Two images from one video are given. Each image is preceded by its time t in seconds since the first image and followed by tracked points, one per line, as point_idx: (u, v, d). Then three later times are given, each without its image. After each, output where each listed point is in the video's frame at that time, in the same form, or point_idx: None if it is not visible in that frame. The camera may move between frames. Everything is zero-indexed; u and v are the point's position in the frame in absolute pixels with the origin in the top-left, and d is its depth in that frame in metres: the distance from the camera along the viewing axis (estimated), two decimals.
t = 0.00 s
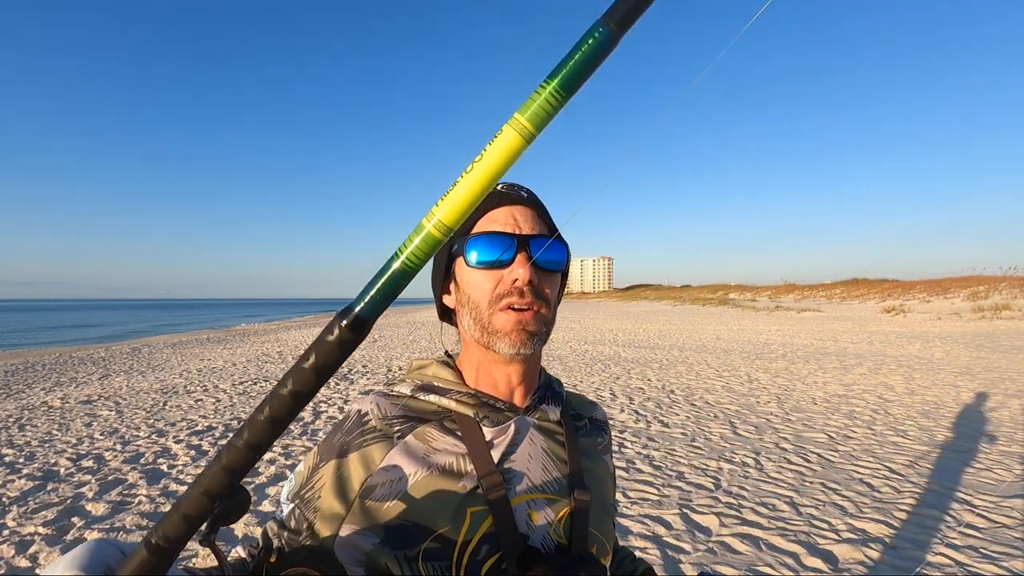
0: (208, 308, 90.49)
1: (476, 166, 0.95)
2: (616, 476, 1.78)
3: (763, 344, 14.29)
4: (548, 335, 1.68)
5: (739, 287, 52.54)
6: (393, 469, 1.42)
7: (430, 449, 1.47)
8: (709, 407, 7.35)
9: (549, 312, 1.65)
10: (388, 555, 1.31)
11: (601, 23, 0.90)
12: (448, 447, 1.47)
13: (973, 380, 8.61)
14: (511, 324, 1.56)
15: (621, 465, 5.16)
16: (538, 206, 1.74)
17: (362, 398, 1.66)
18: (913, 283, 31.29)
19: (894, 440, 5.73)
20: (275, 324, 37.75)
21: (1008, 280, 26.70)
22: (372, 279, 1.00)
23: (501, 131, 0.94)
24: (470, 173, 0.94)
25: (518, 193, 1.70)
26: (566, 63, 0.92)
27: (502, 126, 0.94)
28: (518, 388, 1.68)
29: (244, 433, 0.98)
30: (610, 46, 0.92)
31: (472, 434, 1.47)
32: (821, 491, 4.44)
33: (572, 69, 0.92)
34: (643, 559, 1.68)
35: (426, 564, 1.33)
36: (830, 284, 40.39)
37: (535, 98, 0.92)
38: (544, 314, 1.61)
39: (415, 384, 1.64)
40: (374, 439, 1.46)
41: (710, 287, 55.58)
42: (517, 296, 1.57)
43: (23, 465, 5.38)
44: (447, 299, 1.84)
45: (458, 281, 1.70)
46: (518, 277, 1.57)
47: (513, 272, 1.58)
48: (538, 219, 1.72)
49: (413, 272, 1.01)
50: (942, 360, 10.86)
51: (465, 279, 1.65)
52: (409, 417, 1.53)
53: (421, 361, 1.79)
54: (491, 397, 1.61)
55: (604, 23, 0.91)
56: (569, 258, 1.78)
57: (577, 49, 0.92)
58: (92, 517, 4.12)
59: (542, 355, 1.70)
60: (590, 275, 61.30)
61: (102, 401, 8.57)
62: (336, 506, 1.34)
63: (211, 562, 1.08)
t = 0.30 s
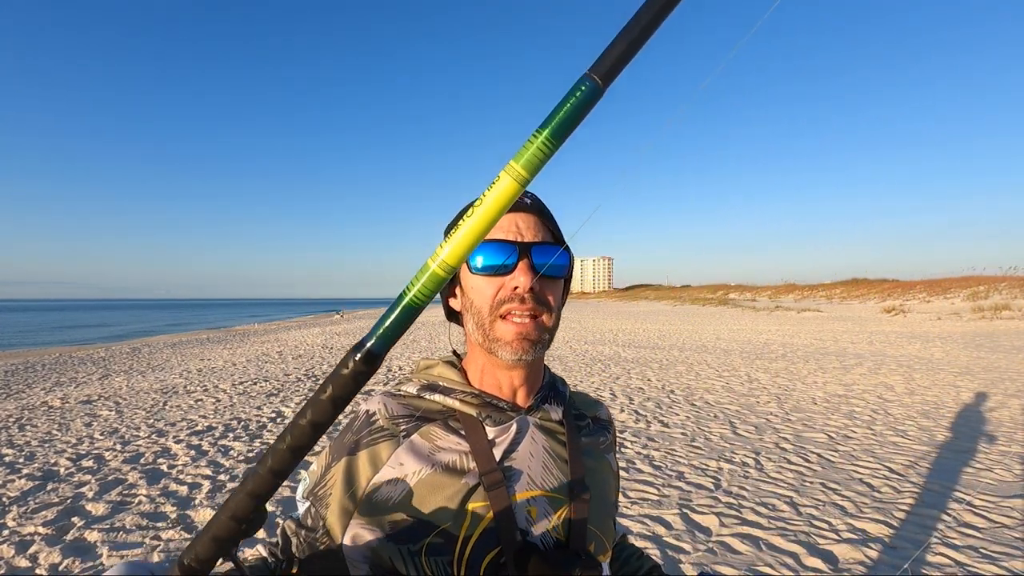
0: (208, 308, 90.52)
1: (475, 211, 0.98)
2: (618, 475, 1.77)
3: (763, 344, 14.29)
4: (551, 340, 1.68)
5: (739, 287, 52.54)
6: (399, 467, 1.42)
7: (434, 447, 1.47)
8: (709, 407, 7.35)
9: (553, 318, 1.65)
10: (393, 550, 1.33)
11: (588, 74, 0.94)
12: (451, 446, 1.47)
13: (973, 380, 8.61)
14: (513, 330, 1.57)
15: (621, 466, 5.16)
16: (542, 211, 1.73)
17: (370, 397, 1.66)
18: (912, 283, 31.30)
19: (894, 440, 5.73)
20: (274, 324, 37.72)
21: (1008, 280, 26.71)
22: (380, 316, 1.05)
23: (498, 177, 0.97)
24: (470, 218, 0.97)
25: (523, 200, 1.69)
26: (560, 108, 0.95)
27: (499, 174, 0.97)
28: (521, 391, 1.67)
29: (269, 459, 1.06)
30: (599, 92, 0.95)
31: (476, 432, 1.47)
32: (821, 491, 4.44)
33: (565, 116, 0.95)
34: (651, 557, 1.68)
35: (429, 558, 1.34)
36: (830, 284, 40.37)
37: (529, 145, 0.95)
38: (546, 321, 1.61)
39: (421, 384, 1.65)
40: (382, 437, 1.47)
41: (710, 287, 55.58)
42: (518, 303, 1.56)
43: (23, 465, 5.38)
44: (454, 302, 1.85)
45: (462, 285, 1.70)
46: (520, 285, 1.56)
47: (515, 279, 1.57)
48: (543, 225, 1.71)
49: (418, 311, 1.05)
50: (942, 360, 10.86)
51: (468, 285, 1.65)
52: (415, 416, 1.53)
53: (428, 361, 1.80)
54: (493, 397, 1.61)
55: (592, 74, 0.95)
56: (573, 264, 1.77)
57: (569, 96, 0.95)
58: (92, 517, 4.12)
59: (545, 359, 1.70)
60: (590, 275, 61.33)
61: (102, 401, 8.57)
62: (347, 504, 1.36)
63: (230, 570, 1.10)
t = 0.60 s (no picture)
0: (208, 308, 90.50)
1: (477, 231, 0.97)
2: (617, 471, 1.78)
3: (763, 344, 14.28)
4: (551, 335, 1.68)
5: (739, 288, 52.58)
6: (404, 467, 1.42)
7: (440, 447, 1.47)
8: (709, 407, 7.36)
9: (550, 313, 1.65)
10: (400, 552, 1.32)
11: (595, 89, 0.93)
12: (456, 445, 1.48)
13: (973, 380, 8.61)
14: (512, 326, 1.57)
15: (621, 465, 5.17)
16: (536, 209, 1.73)
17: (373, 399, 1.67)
18: (913, 283, 31.31)
19: (894, 440, 5.73)
20: (274, 323, 37.72)
21: (1008, 280, 26.71)
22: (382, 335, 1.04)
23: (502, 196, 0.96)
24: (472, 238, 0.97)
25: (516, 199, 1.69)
26: (564, 127, 0.94)
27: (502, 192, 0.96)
28: (523, 388, 1.67)
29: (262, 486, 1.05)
30: (605, 109, 0.94)
31: (480, 431, 1.47)
32: (821, 491, 4.44)
33: (570, 132, 0.94)
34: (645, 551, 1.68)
35: (438, 558, 1.34)
36: (830, 284, 40.38)
37: (533, 165, 0.95)
38: (544, 315, 1.61)
39: (424, 384, 1.65)
40: (387, 438, 1.48)
41: (710, 287, 55.59)
42: (516, 298, 1.56)
43: (23, 465, 5.38)
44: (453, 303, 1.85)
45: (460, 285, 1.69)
46: (516, 280, 1.56)
47: (513, 275, 1.56)
48: (538, 224, 1.71)
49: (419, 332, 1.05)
50: (942, 360, 10.86)
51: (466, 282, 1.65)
52: (420, 417, 1.54)
53: (429, 362, 1.80)
54: (496, 396, 1.61)
55: (598, 89, 0.93)
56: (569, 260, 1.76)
57: (574, 113, 0.94)
58: (92, 517, 4.12)
59: (545, 355, 1.69)
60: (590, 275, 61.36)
61: (102, 401, 8.57)
62: (354, 506, 1.37)
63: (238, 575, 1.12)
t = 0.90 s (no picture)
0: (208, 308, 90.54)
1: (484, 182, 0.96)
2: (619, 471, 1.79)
3: (763, 344, 14.29)
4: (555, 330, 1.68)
5: (739, 287, 52.61)
6: (410, 467, 1.42)
7: (445, 448, 1.46)
8: (709, 407, 7.36)
9: (553, 307, 1.65)
10: (406, 551, 1.30)
11: (594, 51, 0.93)
12: (462, 446, 1.47)
13: (973, 380, 8.62)
14: (516, 322, 1.55)
15: (621, 465, 5.17)
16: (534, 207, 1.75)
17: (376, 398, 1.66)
18: (912, 283, 31.33)
19: (894, 440, 5.73)
20: (275, 323, 37.75)
21: (1008, 280, 26.71)
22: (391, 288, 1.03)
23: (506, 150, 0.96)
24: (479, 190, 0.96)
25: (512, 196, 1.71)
26: (565, 87, 0.95)
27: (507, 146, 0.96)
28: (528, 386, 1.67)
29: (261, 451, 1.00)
30: (604, 71, 0.95)
31: (486, 432, 1.47)
32: (821, 491, 4.44)
33: (571, 91, 0.94)
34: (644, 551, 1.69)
35: (444, 560, 1.33)
36: (831, 284, 40.37)
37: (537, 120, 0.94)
38: (548, 309, 1.61)
39: (428, 383, 1.65)
40: (391, 438, 1.47)
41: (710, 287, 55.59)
42: (518, 292, 1.56)
43: (23, 465, 5.38)
44: (454, 306, 1.85)
45: (461, 285, 1.70)
46: (518, 274, 1.57)
47: (513, 269, 1.58)
48: (536, 221, 1.73)
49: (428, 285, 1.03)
50: (942, 360, 10.87)
51: (467, 282, 1.65)
52: (425, 417, 1.53)
53: (432, 361, 1.80)
54: (502, 397, 1.61)
55: (597, 51, 0.94)
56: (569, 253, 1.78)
57: (573, 75, 0.95)
58: (92, 517, 4.12)
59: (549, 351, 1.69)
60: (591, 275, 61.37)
61: (102, 401, 8.57)
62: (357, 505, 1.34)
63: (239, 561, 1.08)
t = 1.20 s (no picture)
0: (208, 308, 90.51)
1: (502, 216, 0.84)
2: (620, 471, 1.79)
3: (763, 344, 14.30)
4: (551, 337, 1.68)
5: (739, 287, 52.65)
6: (407, 470, 1.41)
7: (443, 449, 1.46)
8: (709, 407, 7.36)
9: (550, 315, 1.65)
10: (405, 556, 1.32)
11: (616, 77, 0.81)
12: (460, 447, 1.47)
13: (973, 380, 8.62)
14: (512, 331, 1.56)
15: (621, 465, 5.17)
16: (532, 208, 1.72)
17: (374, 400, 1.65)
18: (912, 283, 31.36)
19: (894, 440, 5.73)
20: (275, 323, 37.69)
21: (1008, 280, 26.74)
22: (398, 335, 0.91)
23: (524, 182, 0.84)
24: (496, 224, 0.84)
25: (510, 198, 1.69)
26: (583, 117, 0.83)
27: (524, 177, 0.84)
28: (525, 391, 1.68)
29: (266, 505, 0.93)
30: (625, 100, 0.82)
31: (483, 432, 1.46)
32: (821, 491, 4.44)
33: (593, 118, 0.82)
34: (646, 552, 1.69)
35: (444, 563, 1.34)
36: (831, 284, 40.40)
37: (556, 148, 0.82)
38: (545, 318, 1.61)
39: (425, 385, 1.65)
40: (388, 441, 1.46)
41: (710, 287, 55.61)
42: (515, 302, 1.56)
43: (23, 465, 5.37)
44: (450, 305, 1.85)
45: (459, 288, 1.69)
46: (515, 283, 1.56)
47: (510, 278, 1.56)
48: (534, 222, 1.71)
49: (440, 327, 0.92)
50: (942, 360, 10.87)
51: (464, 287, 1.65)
52: (421, 418, 1.53)
53: (429, 362, 1.80)
54: (500, 397, 1.62)
55: (619, 77, 0.82)
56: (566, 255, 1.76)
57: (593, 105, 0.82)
58: (92, 517, 4.11)
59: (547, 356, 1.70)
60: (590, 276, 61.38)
61: (102, 401, 8.56)
62: (355, 510, 1.33)
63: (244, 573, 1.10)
